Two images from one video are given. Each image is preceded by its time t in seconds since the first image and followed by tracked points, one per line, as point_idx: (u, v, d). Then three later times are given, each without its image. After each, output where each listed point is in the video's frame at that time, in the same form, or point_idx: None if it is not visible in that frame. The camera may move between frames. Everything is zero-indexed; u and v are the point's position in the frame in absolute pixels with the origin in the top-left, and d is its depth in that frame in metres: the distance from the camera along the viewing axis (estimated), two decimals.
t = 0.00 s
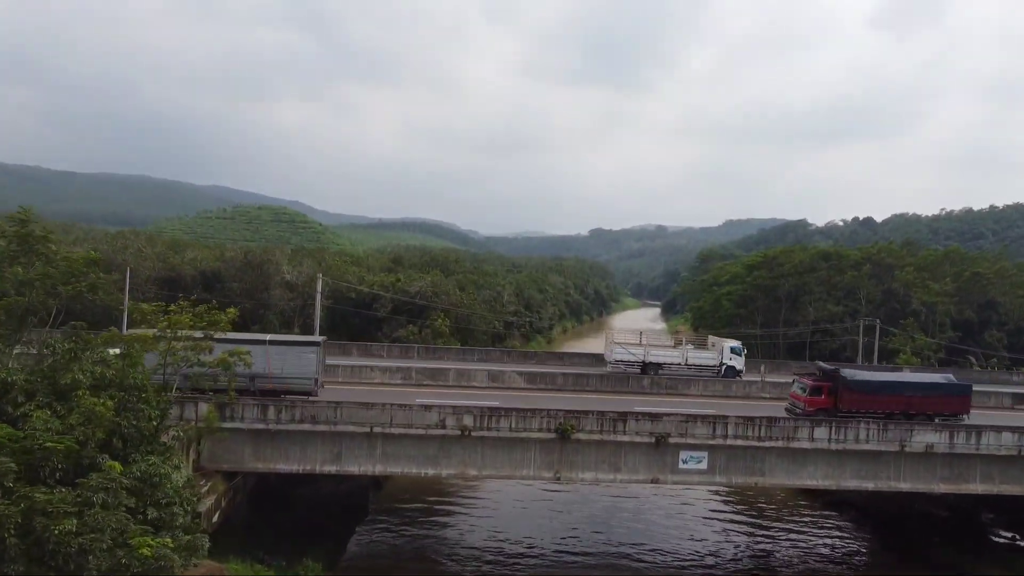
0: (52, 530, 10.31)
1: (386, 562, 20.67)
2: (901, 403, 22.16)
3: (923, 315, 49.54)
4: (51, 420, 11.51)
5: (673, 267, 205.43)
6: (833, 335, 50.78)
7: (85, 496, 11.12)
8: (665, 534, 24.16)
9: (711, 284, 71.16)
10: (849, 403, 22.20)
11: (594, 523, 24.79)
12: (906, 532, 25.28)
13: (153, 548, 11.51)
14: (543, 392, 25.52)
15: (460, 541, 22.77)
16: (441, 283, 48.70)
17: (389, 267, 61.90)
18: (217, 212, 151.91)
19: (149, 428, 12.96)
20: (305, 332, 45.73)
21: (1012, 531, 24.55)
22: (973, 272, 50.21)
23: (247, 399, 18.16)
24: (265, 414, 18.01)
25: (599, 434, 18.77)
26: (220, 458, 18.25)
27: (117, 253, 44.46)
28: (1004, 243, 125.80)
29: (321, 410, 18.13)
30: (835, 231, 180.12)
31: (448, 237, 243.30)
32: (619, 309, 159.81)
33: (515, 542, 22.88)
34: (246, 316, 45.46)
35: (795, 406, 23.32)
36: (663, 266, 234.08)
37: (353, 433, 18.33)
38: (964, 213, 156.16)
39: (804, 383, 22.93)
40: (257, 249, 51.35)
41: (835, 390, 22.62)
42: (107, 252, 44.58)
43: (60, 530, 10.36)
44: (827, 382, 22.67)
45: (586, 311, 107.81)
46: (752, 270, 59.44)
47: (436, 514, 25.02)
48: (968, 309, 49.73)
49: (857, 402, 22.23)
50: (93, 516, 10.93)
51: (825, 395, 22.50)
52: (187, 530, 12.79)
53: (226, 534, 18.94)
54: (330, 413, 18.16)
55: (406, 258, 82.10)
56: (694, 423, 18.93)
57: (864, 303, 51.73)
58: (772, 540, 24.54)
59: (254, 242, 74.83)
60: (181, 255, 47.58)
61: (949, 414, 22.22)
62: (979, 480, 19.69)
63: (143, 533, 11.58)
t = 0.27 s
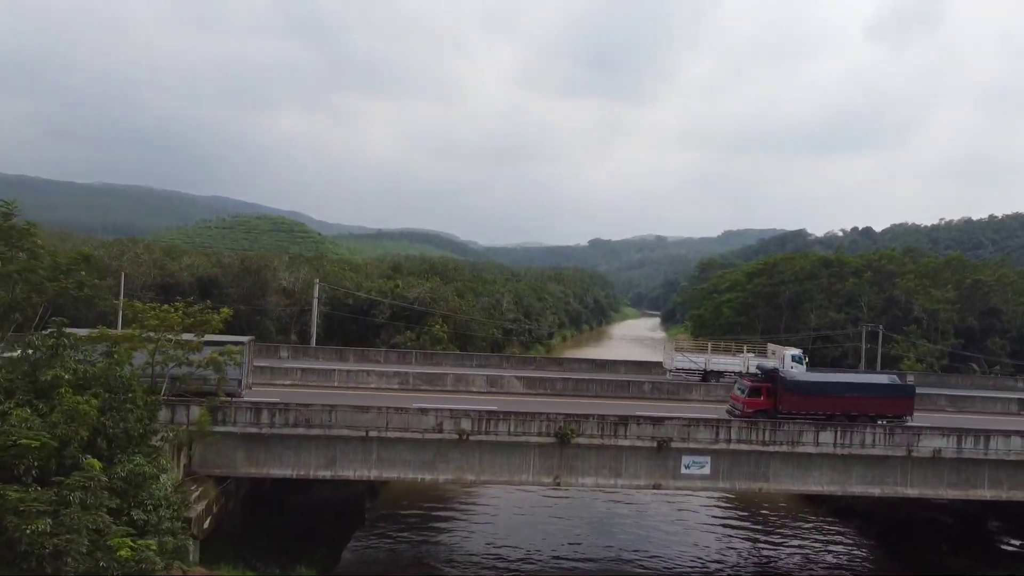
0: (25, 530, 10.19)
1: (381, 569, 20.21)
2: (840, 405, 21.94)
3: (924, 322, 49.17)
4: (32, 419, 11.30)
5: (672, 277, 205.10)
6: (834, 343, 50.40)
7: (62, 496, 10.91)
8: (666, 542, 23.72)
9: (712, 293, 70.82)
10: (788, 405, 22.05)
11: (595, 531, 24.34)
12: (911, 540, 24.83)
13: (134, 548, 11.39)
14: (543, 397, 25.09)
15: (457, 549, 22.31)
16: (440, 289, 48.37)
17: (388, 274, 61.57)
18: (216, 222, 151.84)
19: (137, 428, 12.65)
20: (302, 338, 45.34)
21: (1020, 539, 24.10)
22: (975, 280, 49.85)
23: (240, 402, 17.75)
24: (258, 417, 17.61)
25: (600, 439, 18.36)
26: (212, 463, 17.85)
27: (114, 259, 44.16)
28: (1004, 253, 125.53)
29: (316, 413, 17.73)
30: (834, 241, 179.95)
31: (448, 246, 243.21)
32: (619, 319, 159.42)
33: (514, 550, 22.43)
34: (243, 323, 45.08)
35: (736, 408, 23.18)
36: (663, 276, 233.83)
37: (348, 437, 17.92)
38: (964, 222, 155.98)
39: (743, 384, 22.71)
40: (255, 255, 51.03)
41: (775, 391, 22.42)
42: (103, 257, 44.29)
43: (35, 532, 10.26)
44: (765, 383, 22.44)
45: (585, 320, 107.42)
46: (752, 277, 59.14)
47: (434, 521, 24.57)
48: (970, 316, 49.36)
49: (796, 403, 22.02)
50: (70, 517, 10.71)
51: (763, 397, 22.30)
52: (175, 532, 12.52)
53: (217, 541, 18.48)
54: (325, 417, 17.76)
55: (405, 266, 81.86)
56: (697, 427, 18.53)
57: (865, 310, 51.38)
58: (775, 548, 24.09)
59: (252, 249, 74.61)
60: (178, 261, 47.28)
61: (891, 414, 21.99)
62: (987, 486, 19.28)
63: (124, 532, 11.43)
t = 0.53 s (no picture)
0: None
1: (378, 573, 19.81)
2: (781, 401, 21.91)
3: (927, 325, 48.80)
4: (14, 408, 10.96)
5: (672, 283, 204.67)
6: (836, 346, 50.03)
7: (36, 487, 10.54)
8: (668, 545, 23.32)
9: (712, 297, 70.47)
10: (724, 400, 21.93)
11: (595, 534, 23.95)
12: (917, 543, 24.42)
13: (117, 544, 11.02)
14: (542, 397, 24.78)
15: (455, 552, 21.92)
16: (439, 292, 48.06)
17: (387, 277, 61.31)
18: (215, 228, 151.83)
19: (123, 424, 12.44)
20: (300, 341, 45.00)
21: None
22: (978, 282, 49.48)
23: (234, 401, 17.43)
24: (252, 416, 17.27)
25: (601, 438, 18.01)
26: (204, 463, 17.50)
27: (111, 261, 43.90)
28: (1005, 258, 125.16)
29: (311, 412, 17.38)
30: (835, 246, 179.65)
31: (447, 252, 243.01)
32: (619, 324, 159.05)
33: (513, 553, 22.04)
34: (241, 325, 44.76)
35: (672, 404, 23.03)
36: (663, 282, 233.44)
37: (344, 436, 17.56)
38: (965, 228, 155.68)
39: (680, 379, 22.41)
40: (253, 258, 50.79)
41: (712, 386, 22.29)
42: (101, 259, 44.05)
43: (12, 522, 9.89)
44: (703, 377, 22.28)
45: (585, 325, 107.04)
46: (753, 280, 58.81)
47: (431, 524, 24.17)
48: (973, 319, 48.97)
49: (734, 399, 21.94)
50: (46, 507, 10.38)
51: (700, 392, 22.14)
52: (161, 530, 12.22)
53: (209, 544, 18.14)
54: (320, 415, 17.40)
55: (404, 270, 81.63)
56: (699, 426, 18.19)
57: (867, 313, 51.03)
58: (779, 551, 23.70)
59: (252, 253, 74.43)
60: (176, 263, 47.02)
61: (829, 410, 21.89)
62: (995, 486, 18.90)
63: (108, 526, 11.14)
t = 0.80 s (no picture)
0: None
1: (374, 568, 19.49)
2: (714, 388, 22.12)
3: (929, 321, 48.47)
4: None
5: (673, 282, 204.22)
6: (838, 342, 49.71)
7: (13, 470, 10.17)
8: (669, 541, 23.00)
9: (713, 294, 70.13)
10: (657, 390, 22.24)
11: (595, 529, 23.62)
12: (922, 538, 24.10)
13: (99, 531, 10.76)
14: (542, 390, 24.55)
15: (453, 547, 21.60)
16: (438, 288, 47.76)
17: (386, 274, 61.00)
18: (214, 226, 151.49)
19: (112, 411, 12.24)
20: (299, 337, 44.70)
21: None
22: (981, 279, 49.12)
23: (228, 392, 17.14)
24: (246, 407, 16.97)
25: (601, 430, 17.70)
26: (198, 455, 17.20)
27: (108, 257, 43.65)
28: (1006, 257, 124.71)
29: (306, 403, 17.07)
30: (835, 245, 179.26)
31: (447, 251, 242.56)
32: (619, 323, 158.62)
33: (511, 548, 21.72)
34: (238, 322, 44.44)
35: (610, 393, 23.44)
36: (663, 281, 232.99)
37: (341, 428, 17.25)
38: (966, 226, 155.29)
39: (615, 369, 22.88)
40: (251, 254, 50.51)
41: (645, 375, 22.61)
42: (98, 255, 43.79)
43: None
44: (636, 366, 22.69)
45: (586, 324, 106.65)
46: (754, 276, 58.47)
47: (430, 519, 23.85)
48: (976, 316, 48.65)
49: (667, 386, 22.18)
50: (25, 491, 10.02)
51: (633, 380, 22.54)
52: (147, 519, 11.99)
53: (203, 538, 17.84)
54: (316, 407, 17.09)
55: (403, 268, 81.35)
56: (702, 418, 17.89)
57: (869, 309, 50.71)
58: (782, 547, 23.37)
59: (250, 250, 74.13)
60: (174, 259, 46.73)
61: (766, 400, 22.02)
62: (1003, 479, 18.59)
63: (93, 513, 10.91)
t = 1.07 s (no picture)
0: None
1: (372, 564, 19.18)
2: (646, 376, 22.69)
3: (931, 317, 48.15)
4: None
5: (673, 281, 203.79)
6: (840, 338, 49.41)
7: None
8: (670, 535, 22.71)
9: (714, 291, 69.81)
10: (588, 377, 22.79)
11: (596, 524, 23.32)
12: (925, 534, 23.77)
13: (82, 517, 10.47)
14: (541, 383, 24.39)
15: (452, 542, 21.30)
16: (437, 283, 47.49)
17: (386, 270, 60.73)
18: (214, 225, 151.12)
19: (100, 398, 12.01)
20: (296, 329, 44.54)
21: None
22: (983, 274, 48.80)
23: (223, 383, 16.85)
24: (241, 398, 16.68)
25: (602, 421, 17.40)
26: (192, 447, 16.91)
27: (106, 253, 43.44)
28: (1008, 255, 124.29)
29: (302, 394, 16.78)
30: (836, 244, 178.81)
31: (447, 251, 242.20)
32: (619, 322, 158.27)
33: (511, 543, 21.42)
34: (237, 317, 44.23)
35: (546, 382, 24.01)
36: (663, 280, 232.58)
37: (338, 420, 16.95)
38: (967, 225, 154.85)
39: (547, 357, 23.51)
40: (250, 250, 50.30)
41: (576, 363, 23.17)
42: (96, 251, 43.57)
43: None
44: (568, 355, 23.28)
45: (586, 322, 106.36)
46: (756, 273, 58.20)
47: (428, 515, 23.55)
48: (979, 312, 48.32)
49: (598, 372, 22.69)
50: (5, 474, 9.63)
51: (564, 368, 23.10)
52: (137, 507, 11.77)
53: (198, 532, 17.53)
54: (312, 398, 16.80)
55: (403, 265, 81.04)
56: (705, 409, 17.61)
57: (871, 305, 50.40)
58: (784, 542, 23.07)
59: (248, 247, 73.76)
60: (172, 254, 46.52)
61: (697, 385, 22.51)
62: (1010, 471, 18.28)
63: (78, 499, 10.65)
